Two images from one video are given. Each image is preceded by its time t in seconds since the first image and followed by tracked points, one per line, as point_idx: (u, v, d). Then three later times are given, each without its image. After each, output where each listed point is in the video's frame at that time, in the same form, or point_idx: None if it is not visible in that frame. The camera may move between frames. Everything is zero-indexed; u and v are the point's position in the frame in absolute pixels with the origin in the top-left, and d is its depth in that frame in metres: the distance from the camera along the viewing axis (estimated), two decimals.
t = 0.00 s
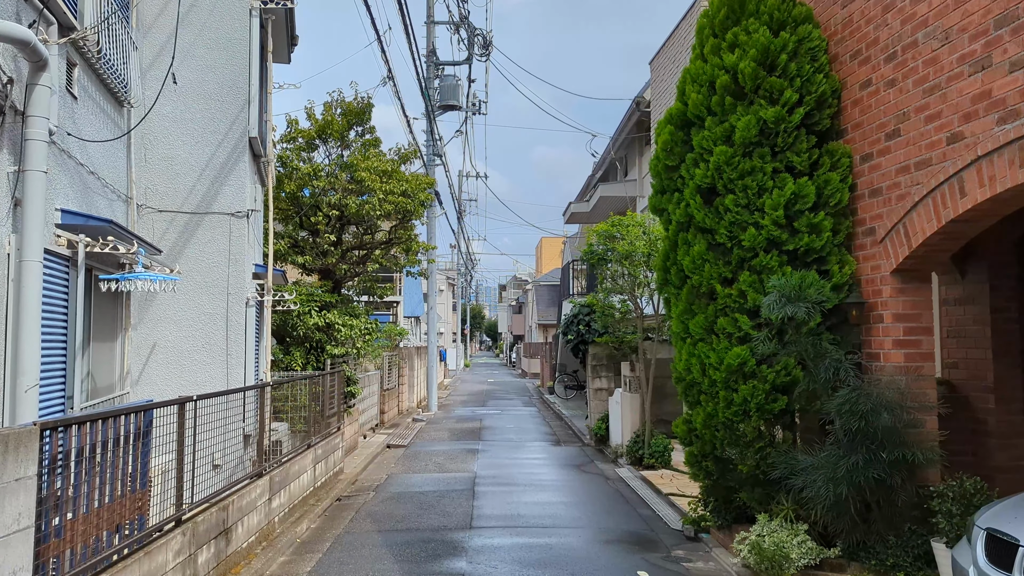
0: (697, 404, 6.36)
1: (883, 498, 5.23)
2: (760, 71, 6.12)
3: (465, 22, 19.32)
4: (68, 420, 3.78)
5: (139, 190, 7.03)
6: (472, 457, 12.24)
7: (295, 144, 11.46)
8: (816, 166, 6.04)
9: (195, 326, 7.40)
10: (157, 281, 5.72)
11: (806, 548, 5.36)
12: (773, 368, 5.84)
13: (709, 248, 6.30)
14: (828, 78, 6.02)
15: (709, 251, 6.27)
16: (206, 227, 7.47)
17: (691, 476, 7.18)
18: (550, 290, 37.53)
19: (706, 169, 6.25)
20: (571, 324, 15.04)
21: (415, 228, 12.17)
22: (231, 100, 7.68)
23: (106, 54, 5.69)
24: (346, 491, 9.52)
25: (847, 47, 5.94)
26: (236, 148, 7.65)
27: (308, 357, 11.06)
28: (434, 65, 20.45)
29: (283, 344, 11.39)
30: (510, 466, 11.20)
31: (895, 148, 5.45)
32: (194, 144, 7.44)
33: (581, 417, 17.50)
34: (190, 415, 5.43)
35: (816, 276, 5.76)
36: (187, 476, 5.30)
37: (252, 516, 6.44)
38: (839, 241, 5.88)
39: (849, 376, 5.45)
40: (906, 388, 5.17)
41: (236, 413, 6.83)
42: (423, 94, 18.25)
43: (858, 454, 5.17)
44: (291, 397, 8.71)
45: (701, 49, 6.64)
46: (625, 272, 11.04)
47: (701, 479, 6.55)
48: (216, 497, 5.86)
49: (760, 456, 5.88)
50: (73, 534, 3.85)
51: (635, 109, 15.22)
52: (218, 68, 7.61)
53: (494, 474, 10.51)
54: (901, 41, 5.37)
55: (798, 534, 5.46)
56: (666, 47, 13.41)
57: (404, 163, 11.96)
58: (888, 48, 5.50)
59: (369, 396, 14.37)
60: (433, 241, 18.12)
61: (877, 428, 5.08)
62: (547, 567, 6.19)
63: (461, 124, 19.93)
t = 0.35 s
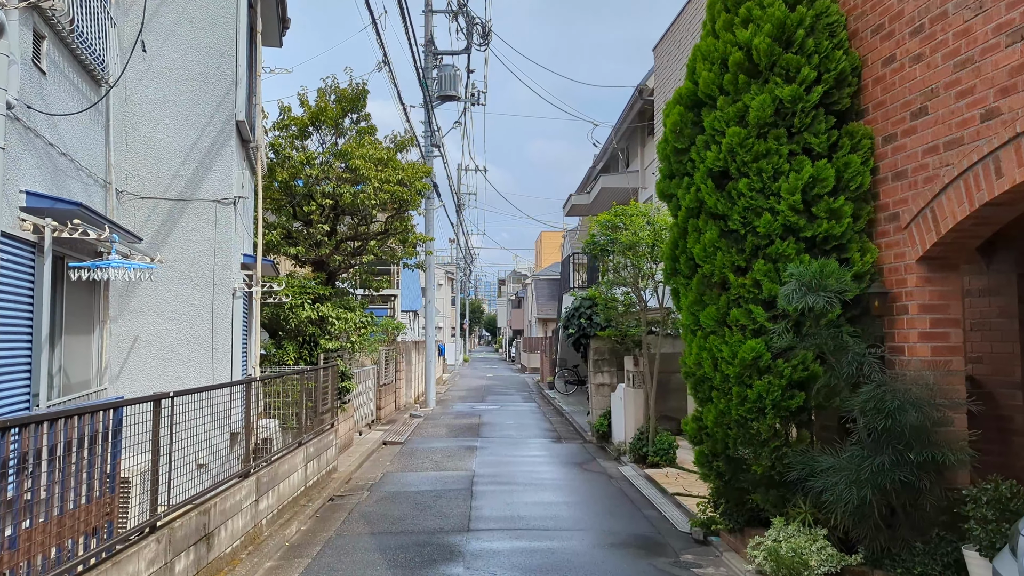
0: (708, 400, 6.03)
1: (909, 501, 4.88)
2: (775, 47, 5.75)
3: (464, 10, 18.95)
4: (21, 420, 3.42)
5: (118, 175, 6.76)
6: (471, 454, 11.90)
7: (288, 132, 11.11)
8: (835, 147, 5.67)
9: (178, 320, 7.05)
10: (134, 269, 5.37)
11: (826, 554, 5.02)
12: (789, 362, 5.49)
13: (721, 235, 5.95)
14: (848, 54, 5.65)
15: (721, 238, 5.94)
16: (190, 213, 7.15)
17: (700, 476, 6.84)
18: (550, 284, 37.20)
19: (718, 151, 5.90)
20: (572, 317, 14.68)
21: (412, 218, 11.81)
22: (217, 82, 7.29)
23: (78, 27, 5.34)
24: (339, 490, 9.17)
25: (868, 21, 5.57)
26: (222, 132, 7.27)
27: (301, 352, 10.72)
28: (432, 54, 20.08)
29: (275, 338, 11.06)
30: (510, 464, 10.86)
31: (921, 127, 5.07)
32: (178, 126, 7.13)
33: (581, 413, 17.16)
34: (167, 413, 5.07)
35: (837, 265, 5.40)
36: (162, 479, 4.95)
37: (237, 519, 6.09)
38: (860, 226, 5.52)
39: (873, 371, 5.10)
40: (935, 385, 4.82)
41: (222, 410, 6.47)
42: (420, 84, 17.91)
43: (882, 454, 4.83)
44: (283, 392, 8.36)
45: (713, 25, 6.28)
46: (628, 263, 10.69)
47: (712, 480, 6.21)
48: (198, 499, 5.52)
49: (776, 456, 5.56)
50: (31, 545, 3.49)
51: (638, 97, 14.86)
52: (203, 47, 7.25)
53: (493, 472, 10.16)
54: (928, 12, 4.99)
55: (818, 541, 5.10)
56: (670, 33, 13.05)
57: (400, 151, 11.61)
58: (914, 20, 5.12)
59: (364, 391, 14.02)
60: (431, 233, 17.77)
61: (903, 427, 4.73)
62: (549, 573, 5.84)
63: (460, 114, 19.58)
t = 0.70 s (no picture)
0: (720, 403, 5.68)
1: (941, 514, 4.53)
2: (794, 28, 5.40)
3: (463, 3, 18.60)
4: None
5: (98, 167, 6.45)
6: (469, 456, 11.55)
7: (281, 125, 10.76)
8: (857, 135, 5.32)
9: (163, 318, 6.73)
10: (107, 264, 5.02)
11: (850, 569, 4.64)
12: (809, 364, 5.14)
13: (735, 228, 5.61)
14: (871, 36, 5.31)
15: (735, 232, 5.59)
16: (175, 206, 6.84)
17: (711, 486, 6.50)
18: (549, 282, 36.87)
19: (732, 140, 5.56)
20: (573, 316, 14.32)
21: (409, 213, 11.47)
22: (203, 68, 6.98)
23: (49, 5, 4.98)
24: (333, 496, 8.83)
25: None
26: (209, 120, 6.95)
27: (295, 352, 10.43)
28: (430, 48, 19.73)
29: (268, 337, 10.70)
30: (510, 467, 10.51)
31: (952, 112, 4.72)
32: (161, 115, 6.83)
33: (583, 413, 16.83)
34: (143, 419, 4.73)
35: (861, 260, 5.04)
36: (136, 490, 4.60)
37: (221, 529, 5.74)
38: (884, 219, 5.18)
39: (903, 374, 4.77)
40: (971, 389, 4.42)
41: (208, 414, 6.13)
42: (418, 78, 17.54)
43: (912, 464, 4.48)
44: (274, 394, 8.02)
45: (726, 5, 5.93)
46: (632, 259, 10.34)
47: (725, 488, 5.87)
48: (178, 510, 5.17)
49: (794, 464, 5.23)
50: None
51: (640, 91, 14.51)
52: (188, 33, 6.96)
53: (492, 476, 9.82)
54: None
55: (841, 555, 4.76)
56: (674, 24, 12.70)
57: (397, 144, 11.27)
58: None
59: (361, 392, 13.67)
60: (429, 229, 17.42)
61: (936, 435, 4.38)
62: None
63: (459, 109, 19.22)
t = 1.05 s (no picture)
0: (740, 404, 5.34)
1: (985, 524, 4.18)
2: (820, 2, 5.04)
3: None
4: None
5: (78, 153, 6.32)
6: (471, 457, 11.22)
7: (277, 115, 10.41)
8: (888, 117, 4.96)
9: (149, 313, 6.48)
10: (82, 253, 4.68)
11: None
12: (837, 362, 4.78)
13: (756, 217, 5.27)
14: (902, 11, 4.96)
15: (757, 221, 5.25)
16: (161, 195, 6.64)
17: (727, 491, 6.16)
18: (550, 279, 36.54)
19: (753, 123, 5.22)
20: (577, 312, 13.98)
21: (409, 207, 11.12)
22: (191, 49, 6.76)
23: None
24: (330, 499, 8.49)
25: None
26: (197, 106, 6.74)
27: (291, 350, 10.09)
28: (431, 40, 19.37)
29: (264, 334, 10.37)
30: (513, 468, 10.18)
31: (992, 91, 4.34)
32: (147, 100, 6.62)
33: (586, 412, 16.51)
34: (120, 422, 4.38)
35: (893, 251, 4.67)
36: (111, 497, 4.27)
37: (209, 538, 5.40)
38: (917, 206, 4.82)
39: (944, 373, 4.43)
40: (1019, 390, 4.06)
41: (196, 415, 5.77)
42: (419, 70, 17.21)
43: (954, 471, 4.13)
44: (269, 393, 7.68)
45: None
46: (640, 253, 9.99)
47: (744, 494, 5.52)
48: (159, 518, 4.83)
49: (821, 469, 4.86)
50: None
51: (646, 82, 14.15)
52: (177, 13, 6.70)
53: (495, 478, 9.47)
54: None
55: (874, 568, 4.42)
56: (682, 12, 12.34)
57: (396, 135, 10.92)
58: None
59: (359, 390, 13.34)
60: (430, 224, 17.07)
61: (980, 439, 4.03)
62: None
63: (460, 102, 18.87)
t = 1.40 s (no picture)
0: (758, 403, 5.00)
1: None
2: None
3: None
4: None
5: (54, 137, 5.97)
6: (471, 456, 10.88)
7: (270, 102, 10.07)
8: (918, 95, 4.60)
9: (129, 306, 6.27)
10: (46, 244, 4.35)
11: None
12: (862, 358, 4.44)
13: (776, 204, 4.92)
14: None
15: (776, 208, 4.90)
16: (142, 181, 6.42)
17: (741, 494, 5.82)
18: (551, 274, 36.22)
19: (771, 102, 4.88)
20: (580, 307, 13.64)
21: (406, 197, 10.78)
22: (174, 28, 6.56)
23: None
24: (323, 501, 8.15)
25: None
26: (180, 88, 6.57)
27: (284, 346, 9.77)
28: (430, 30, 19.01)
29: (256, 329, 10.03)
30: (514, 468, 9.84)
31: None
32: (125, 82, 6.37)
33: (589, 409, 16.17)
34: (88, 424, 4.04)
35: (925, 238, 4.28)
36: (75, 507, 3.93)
37: (190, 547, 5.06)
38: (948, 191, 4.46)
39: (983, 370, 4.13)
40: None
41: (179, 414, 5.42)
42: (417, 59, 16.86)
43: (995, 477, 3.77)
44: (259, 390, 7.34)
45: None
46: (645, 245, 9.64)
47: (760, 499, 5.17)
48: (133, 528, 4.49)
49: (845, 474, 4.52)
50: None
51: (650, 70, 13.79)
52: None
53: (495, 478, 9.13)
54: None
55: None
56: None
57: (393, 123, 10.58)
58: None
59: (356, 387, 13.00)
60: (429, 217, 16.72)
61: None
62: None
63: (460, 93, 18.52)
